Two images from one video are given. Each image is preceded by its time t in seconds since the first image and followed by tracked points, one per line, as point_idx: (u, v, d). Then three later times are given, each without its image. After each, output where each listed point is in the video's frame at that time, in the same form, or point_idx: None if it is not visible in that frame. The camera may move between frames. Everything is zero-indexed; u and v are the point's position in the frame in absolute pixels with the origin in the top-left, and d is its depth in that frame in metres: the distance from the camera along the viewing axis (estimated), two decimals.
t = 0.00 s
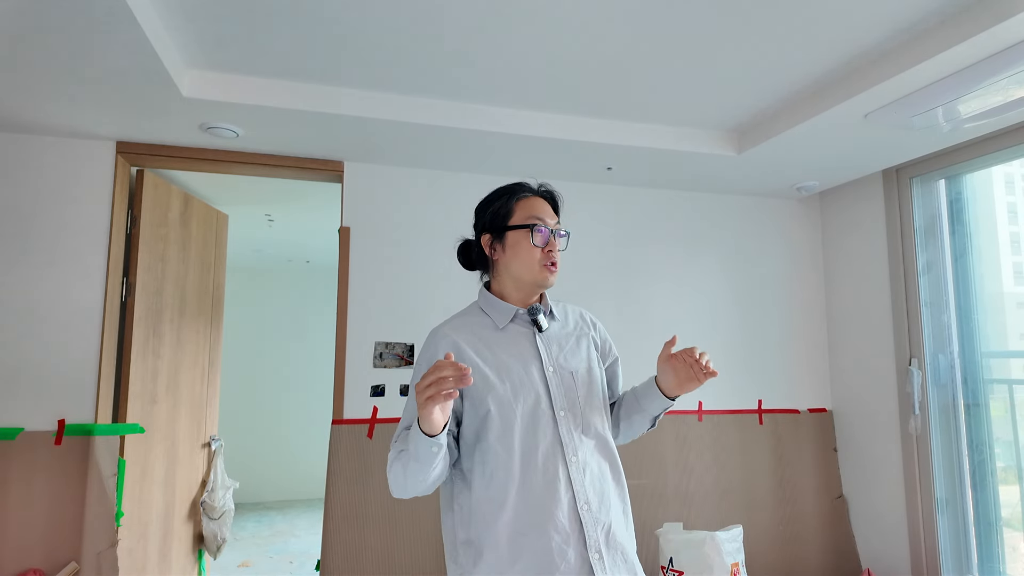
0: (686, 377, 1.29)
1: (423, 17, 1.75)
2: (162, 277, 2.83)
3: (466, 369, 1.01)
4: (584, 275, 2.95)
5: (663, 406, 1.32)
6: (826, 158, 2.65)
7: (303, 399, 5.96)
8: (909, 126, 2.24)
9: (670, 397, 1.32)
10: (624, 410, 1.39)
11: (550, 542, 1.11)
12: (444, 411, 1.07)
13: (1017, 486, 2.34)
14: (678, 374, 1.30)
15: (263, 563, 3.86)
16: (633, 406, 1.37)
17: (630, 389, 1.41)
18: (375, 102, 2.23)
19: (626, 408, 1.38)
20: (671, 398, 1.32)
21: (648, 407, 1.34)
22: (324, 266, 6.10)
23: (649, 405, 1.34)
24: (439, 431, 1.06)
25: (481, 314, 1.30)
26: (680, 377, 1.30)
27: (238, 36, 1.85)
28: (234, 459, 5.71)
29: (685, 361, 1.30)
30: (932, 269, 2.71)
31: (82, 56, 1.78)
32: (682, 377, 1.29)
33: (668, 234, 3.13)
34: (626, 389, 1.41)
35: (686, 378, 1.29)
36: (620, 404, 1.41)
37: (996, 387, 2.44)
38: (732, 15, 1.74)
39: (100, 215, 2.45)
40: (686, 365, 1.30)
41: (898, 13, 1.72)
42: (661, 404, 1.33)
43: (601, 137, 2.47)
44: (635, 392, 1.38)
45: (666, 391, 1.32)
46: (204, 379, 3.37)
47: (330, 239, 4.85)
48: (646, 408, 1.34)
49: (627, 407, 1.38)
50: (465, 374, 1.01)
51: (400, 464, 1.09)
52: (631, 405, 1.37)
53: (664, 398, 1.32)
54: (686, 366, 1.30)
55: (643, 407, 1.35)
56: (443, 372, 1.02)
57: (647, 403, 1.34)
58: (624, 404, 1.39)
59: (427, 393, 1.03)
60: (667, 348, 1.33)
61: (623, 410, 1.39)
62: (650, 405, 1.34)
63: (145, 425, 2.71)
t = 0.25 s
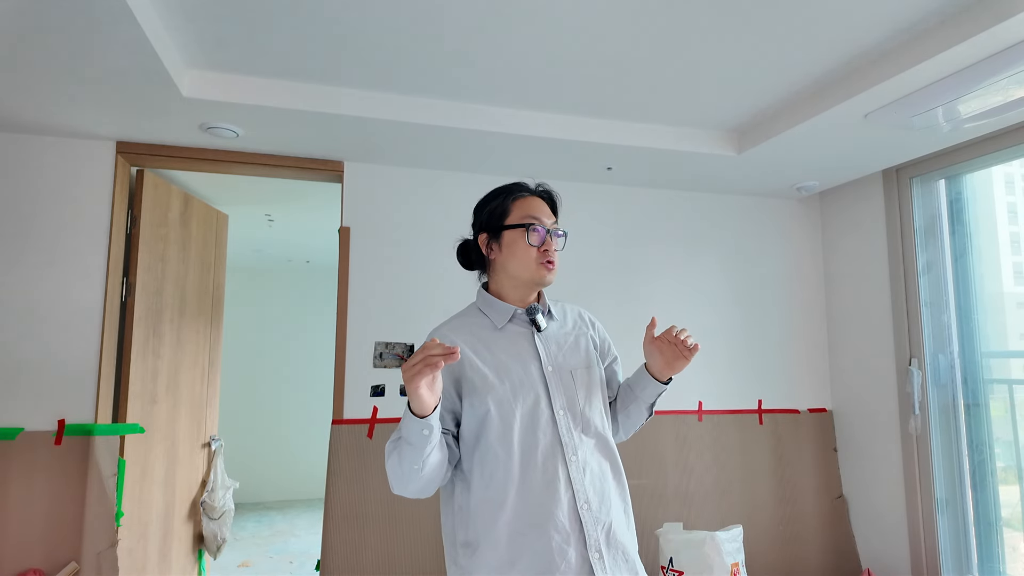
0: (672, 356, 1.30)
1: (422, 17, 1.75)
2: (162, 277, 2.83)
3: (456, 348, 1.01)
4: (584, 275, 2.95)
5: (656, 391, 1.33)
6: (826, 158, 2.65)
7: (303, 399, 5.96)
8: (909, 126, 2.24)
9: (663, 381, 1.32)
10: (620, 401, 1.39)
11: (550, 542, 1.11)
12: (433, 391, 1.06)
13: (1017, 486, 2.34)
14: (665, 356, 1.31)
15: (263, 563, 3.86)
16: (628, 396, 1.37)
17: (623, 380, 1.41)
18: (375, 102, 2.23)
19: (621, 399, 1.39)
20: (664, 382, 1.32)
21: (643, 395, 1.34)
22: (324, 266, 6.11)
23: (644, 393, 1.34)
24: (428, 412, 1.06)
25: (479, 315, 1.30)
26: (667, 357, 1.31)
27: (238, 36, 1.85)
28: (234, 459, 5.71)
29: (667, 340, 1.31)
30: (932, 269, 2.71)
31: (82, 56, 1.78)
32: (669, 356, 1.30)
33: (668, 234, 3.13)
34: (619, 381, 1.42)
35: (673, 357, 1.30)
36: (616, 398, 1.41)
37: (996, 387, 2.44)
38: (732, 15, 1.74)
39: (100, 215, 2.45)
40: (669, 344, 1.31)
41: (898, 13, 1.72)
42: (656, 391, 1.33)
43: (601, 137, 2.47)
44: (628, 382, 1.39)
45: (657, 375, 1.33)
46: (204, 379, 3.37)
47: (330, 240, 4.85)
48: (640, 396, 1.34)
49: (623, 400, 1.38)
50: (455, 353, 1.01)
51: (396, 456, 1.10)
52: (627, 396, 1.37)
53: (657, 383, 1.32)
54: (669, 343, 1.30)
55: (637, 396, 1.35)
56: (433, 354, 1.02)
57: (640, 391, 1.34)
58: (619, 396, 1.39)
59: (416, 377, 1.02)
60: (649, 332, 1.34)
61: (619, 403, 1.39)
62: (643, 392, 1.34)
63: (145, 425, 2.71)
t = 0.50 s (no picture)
0: (669, 355, 1.30)
1: (422, 17, 1.75)
2: (162, 276, 2.83)
3: (450, 350, 1.00)
4: (584, 275, 2.95)
5: (656, 390, 1.33)
6: (826, 158, 2.65)
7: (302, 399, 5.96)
8: (909, 125, 2.24)
9: (662, 380, 1.32)
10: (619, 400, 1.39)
11: (549, 543, 1.11)
12: (426, 390, 1.07)
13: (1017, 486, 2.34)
14: (662, 356, 1.31)
15: (263, 563, 3.86)
16: (627, 396, 1.37)
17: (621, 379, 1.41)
18: (375, 102, 2.23)
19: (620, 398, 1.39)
20: (663, 381, 1.32)
21: (641, 394, 1.35)
22: (324, 266, 6.11)
23: (643, 392, 1.35)
24: (422, 411, 1.06)
25: (478, 316, 1.30)
26: (664, 356, 1.30)
27: (238, 37, 1.85)
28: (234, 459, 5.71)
29: (666, 340, 1.31)
30: (932, 269, 2.71)
31: (82, 56, 1.78)
32: (666, 355, 1.30)
33: (668, 234, 3.13)
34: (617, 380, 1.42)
35: (670, 356, 1.30)
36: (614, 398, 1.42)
37: (996, 387, 2.44)
38: (732, 15, 1.74)
39: (100, 215, 2.45)
40: (667, 344, 1.30)
41: (897, 13, 1.72)
42: (655, 389, 1.33)
43: (601, 137, 2.47)
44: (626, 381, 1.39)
45: (654, 374, 1.33)
46: (204, 379, 3.37)
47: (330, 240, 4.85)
48: (640, 395, 1.35)
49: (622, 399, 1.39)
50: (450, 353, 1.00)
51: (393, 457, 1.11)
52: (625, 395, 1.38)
53: (655, 382, 1.33)
54: (669, 343, 1.30)
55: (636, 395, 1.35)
56: (427, 354, 1.01)
57: (639, 390, 1.35)
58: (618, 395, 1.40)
59: (410, 377, 1.01)
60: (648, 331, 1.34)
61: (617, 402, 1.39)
62: (642, 391, 1.34)
63: (145, 425, 2.71)
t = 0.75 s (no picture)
0: (666, 357, 1.31)
1: (422, 17, 1.75)
2: (162, 276, 2.83)
3: (457, 351, 1.00)
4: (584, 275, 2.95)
5: (654, 392, 1.33)
6: (826, 158, 2.65)
7: (302, 399, 5.96)
8: (909, 125, 2.24)
9: (660, 382, 1.33)
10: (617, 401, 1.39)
11: (547, 544, 1.11)
12: (432, 390, 1.07)
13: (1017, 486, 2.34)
14: (660, 358, 1.31)
15: (263, 563, 3.86)
16: (625, 398, 1.37)
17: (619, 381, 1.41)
18: (375, 102, 2.23)
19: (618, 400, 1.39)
20: (661, 382, 1.33)
21: (640, 396, 1.35)
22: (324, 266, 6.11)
23: (641, 394, 1.35)
24: (427, 410, 1.07)
25: (477, 316, 1.30)
26: (662, 358, 1.31)
27: (238, 36, 1.85)
28: (234, 459, 5.71)
29: (663, 342, 1.31)
30: (932, 269, 2.71)
31: (82, 56, 1.78)
32: (664, 355, 1.31)
33: (668, 234, 3.13)
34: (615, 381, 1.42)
35: (668, 357, 1.30)
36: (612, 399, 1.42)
37: (996, 387, 2.44)
38: (731, 15, 1.74)
39: (100, 215, 2.45)
40: (665, 346, 1.31)
41: (897, 13, 1.73)
42: (653, 391, 1.33)
43: (601, 137, 2.47)
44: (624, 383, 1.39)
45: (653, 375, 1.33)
46: (204, 379, 3.37)
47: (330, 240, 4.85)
48: (637, 397, 1.35)
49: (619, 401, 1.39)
50: (457, 355, 1.00)
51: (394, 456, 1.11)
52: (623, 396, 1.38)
53: (653, 383, 1.33)
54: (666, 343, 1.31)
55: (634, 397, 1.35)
56: (434, 354, 1.01)
57: (638, 391, 1.34)
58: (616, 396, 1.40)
59: (417, 376, 1.02)
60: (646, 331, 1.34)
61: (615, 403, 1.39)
62: (640, 393, 1.35)
63: (145, 425, 2.71)
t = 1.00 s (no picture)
0: (681, 380, 1.31)
1: (422, 17, 1.74)
2: (162, 276, 2.83)
3: (474, 381, 1.00)
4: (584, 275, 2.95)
5: (662, 410, 1.33)
6: (826, 158, 2.65)
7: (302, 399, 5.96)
8: (909, 125, 2.24)
9: (670, 402, 1.33)
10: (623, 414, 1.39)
11: (544, 547, 1.11)
12: (445, 413, 1.07)
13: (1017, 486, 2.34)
14: (675, 379, 1.31)
15: (263, 563, 3.86)
16: (632, 410, 1.37)
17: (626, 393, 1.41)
18: (375, 102, 2.23)
19: (624, 412, 1.39)
20: (671, 402, 1.33)
21: (647, 412, 1.35)
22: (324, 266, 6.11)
23: (649, 410, 1.34)
24: (439, 433, 1.07)
25: (479, 316, 1.30)
26: (677, 380, 1.31)
27: (238, 36, 1.85)
28: (234, 458, 5.71)
29: (681, 365, 1.31)
30: (932, 269, 2.71)
31: (82, 56, 1.78)
32: (680, 379, 1.31)
33: (668, 234, 3.13)
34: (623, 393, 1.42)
35: (683, 381, 1.30)
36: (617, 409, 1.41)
37: (996, 387, 2.44)
38: (731, 15, 1.74)
39: (100, 216, 2.45)
40: (682, 368, 1.31)
41: (897, 13, 1.72)
42: (660, 410, 1.33)
43: (601, 137, 2.47)
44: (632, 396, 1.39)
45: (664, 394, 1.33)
46: (204, 379, 3.37)
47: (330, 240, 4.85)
48: (645, 413, 1.35)
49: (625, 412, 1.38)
50: (473, 385, 1.00)
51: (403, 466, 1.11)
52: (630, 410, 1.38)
53: (663, 402, 1.33)
54: (684, 367, 1.30)
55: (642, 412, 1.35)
56: (451, 385, 1.01)
57: (646, 407, 1.34)
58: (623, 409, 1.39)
59: (432, 406, 1.02)
60: (666, 351, 1.34)
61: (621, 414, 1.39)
62: (648, 409, 1.34)
63: (145, 425, 2.71)
